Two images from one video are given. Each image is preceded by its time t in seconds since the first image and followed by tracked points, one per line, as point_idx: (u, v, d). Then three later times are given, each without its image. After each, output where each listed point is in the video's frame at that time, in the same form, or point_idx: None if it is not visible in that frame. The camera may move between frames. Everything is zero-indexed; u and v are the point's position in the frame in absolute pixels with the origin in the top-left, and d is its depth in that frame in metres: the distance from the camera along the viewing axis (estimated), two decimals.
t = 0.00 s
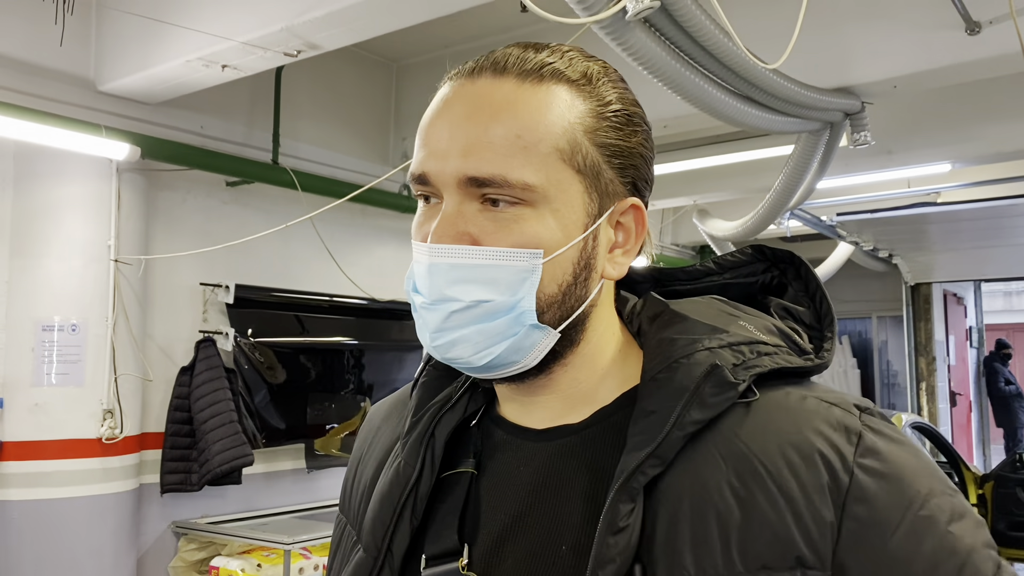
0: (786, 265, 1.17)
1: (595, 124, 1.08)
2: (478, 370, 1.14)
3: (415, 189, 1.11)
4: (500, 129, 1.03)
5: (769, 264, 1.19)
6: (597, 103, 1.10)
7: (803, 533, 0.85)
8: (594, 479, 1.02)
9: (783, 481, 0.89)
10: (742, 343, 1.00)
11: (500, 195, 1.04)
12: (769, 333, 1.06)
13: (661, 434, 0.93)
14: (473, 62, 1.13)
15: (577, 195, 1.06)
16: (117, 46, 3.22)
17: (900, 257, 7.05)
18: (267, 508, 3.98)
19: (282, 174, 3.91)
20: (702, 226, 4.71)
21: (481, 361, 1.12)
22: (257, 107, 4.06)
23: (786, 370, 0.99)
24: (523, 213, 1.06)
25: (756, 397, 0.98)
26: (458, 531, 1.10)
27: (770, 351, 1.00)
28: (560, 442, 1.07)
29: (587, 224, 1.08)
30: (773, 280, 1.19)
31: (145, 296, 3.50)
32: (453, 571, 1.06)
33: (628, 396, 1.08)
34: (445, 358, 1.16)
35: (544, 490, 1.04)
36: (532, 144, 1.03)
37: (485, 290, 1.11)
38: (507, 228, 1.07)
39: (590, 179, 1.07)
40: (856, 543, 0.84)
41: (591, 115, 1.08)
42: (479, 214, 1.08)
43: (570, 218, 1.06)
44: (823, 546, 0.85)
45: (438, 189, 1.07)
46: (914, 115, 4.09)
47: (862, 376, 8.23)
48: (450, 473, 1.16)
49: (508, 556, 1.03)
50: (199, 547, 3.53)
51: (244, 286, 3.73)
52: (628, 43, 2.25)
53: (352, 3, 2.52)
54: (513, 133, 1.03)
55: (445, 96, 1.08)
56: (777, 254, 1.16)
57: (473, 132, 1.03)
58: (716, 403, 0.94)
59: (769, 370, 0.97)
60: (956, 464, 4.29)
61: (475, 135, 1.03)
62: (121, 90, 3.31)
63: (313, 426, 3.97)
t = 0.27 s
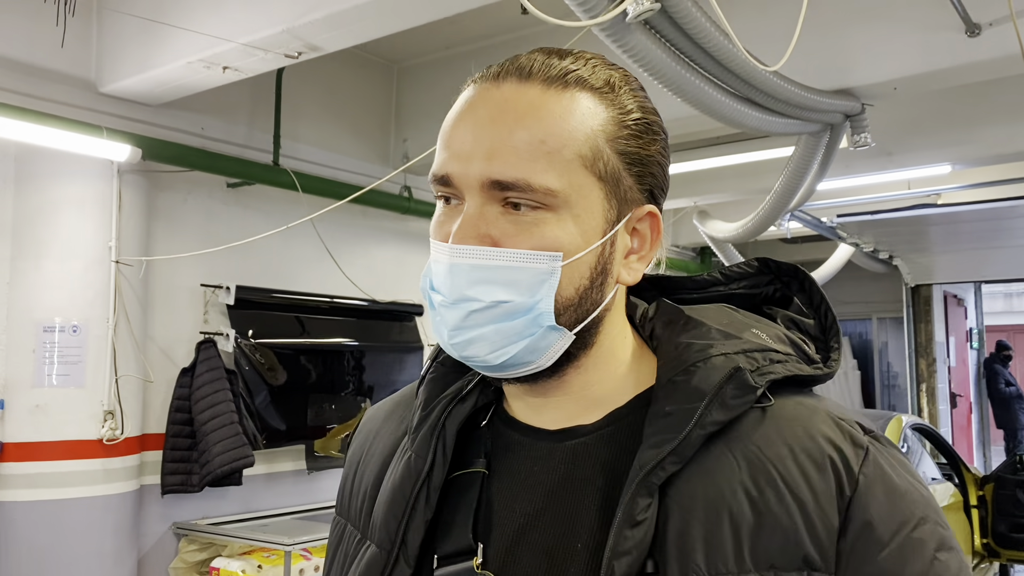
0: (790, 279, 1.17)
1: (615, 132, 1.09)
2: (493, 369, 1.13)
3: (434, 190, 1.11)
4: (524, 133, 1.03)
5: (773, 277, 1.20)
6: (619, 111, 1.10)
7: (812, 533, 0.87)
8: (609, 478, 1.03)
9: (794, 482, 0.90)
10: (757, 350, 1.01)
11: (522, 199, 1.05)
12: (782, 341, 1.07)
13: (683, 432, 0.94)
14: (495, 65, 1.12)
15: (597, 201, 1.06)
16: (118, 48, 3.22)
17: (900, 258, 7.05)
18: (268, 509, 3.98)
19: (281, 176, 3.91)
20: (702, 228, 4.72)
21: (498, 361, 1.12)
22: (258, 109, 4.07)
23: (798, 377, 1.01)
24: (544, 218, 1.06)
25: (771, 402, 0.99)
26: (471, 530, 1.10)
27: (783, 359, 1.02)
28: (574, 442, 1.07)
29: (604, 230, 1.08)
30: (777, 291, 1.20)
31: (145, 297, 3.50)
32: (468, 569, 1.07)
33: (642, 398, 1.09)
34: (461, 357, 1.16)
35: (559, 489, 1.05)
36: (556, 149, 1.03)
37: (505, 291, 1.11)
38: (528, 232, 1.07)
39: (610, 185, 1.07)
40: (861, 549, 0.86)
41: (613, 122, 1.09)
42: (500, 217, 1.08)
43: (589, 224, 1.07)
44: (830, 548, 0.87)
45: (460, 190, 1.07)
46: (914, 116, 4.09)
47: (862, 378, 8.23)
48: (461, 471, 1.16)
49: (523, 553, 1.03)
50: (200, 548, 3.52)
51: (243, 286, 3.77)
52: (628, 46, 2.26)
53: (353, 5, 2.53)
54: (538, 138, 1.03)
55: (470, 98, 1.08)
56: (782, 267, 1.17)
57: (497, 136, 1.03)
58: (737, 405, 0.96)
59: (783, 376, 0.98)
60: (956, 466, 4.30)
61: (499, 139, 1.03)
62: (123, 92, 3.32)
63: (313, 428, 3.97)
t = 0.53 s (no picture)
0: (801, 287, 1.19)
1: (667, 133, 1.14)
2: (551, 361, 1.12)
3: (493, 173, 1.11)
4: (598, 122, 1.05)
5: (784, 286, 1.21)
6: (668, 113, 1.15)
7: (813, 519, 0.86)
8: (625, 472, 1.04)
9: (795, 472, 0.90)
10: (767, 353, 1.01)
11: (592, 186, 1.07)
12: (791, 345, 1.08)
13: (692, 425, 0.94)
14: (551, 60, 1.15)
15: (654, 195, 1.11)
16: (118, 49, 3.23)
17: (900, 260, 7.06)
18: (268, 510, 3.98)
19: (281, 177, 3.92)
20: (701, 230, 4.72)
21: (562, 349, 1.11)
22: (258, 110, 4.07)
23: (806, 380, 1.01)
24: (607, 206, 1.09)
25: (780, 405, 0.98)
26: (484, 523, 1.10)
27: (792, 362, 1.02)
28: (589, 439, 1.07)
29: (656, 221, 1.12)
30: (787, 299, 1.21)
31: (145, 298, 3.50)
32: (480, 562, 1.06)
33: (653, 396, 1.09)
34: (519, 345, 1.13)
35: (572, 485, 1.05)
36: (627, 141, 1.06)
37: (572, 278, 1.12)
38: (593, 219, 1.09)
39: (664, 182, 1.12)
40: (858, 540, 0.85)
41: (665, 123, 1.13)
42: (564, 204, 1.09)
43: (647, 217, 1.11)
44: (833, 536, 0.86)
45: (526, 172, 1.08)
46: (913, 118, 4.10)
47: (862, 379, 8.23)
48: (475, 465, 1.16)
49: (537, 546, 1.03)
50: (199, 550, 3.52)
51: (243, 288, 3.79)
52: (628, 48, 2.26)
53: (353, 7, 2.53)
54: (613, 128, 1.06)
55: (535, 87, 1.10)
56: (794, 276, 1.19)
57: (572, 122, 1.05)
58: (746, 403, 0.95)
59: (793, 380, 0.98)
60: (955, 467, 4.30)
61: (574, 126, 1.05)
62: (123, 93, 3.32)
63: (313, 429, 3.97)
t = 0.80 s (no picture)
0: (828, 290, 1.19)
1: (682, 122, 1.17)
2: (584, 359, 1.14)
3: (515, 171, 1.13)
4: (618, 114, 1.08)
5: (811, 289, 1.22)
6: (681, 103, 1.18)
7: (833, 512, 0.85)
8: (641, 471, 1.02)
9: (814, 466, 0.89)
10: (790, 348, 1.00)
11: (616, 178, 1.09)
12: (816, 343, 1.07)
13: (708, 415, 0.95)
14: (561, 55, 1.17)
15: (674, 184, 1.14)
16: (117, 50, 3.23)
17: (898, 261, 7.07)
18: (266, 512, 3.97)
19: (281, 178, 3.92)
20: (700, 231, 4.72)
21: (596, 345, 1.13)
22: (257, 111, 4.07)
23: (831, 377, 1.00)
24: (631, 198, 1.12)
25: (802, 398, 0.98)
26: (497, 522, 1.09)
27: (816, 359, 1.01)
28: (603, 436, 1.06)
29: (677, 215, 1.17)
30: (814, 303, 1.21)
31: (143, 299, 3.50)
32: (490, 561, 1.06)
33: (668, 395, 1.08)
34: (553, 343, 1.15)
35: (584, 480, 1.04)
36: (646, 131, 1.09)
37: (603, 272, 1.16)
38: (618, 211, 1.12)
39: (681, 172, 1.15)
40: (877, 531, 0.83)
41: (680, 113, 1.16)
42: (589, 197, 1.12)
43: (669, 207, 1.14)
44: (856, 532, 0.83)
45: (551, 170, 1.10)
46: (912, 120, 4.11)
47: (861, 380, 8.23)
48: (489, 466, 1.16)
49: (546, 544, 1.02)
50: (197, 551, 3.51)
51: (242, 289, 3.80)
52: (627, 50, 2.26)
53: (352, 8, 2.53)
54: (631, 119, 1.08)
55: (549, 82, 1.12)
56: (820, 279, 1.20)
57: (592, 116, 1.08)
58: (765, 394, 0.95)
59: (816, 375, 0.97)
60: (953, 468, 4.30)
61: (594, 120, 1.08)
62: (121, 95, 3.32)
63: (312, 431, 3.97)
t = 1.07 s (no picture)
0: (866, 285, 1.19)
1: (686, 113, 1.17)
2: (608, 365, 1.14)
3: (519, 182, 1.14)
4: (618, 114, 1.08)
5: (848, 284, 1.21)
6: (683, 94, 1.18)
7: (880, 532, 0.84)
8: (671, 480, 1.01)
9: (859, 480, 0.88)
10: (827, 351, 1.00)
11: (624, 180, 1.10)
12: (855, 342, 1.05)
13: (743, 424, 0.95)
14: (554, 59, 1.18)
15: (683, 178, 1.14)
16: (114, 51, 3.22)
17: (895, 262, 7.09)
18: (264, 513, 3.97)
19: (279, 179, 3.92)
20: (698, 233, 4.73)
21: (621, 351, 1.13)
22: (254, 112, 4.06)
23: (871, 379, 0.99)
24: (642, 197, 1.12)
25: (841, 403, 0.98)
26: (523, 537, 1.10)
27: (855, 361, 1.00)
28: (634, 445, 1.06)
29: (691, 209, 1.17)
30: (852, 299, 1.21)
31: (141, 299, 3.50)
32: None
33: (699, 402, 1.08)
34: (575, 352, 1.15)
35: (614, 492, 1.04)
36: (650, 128, 1.09)
37: (623, 275, 1.16)
38: (630, 213, 1.12)
39: (690, 164, 1.15)
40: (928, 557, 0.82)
41: (682, 104, 1.16)
42: (599, 201, 1.13)
43: (681, 202, 1.14)
44: (906, 553, 0.83)
45: (556, 178, 1.11)
46: (908, 122, 4.11)
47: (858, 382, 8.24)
48: (517, 477, 1.17)
49: (577, 560, 1.03)
50: (195, 553, 3.51)
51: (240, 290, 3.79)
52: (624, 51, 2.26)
53: (348, 10, 2.53)
54: (633, 118, 1.08)
55: (545, 89, 1.12)
56: (858, 273, 1.19)
57: (591, 119, 1.08)
58: (803, 399, 0.95)
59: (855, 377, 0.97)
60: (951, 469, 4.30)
61: (594, 122, 1.08)
62: (119, 96, 3.32)
63: (309, 432, 3.96)
